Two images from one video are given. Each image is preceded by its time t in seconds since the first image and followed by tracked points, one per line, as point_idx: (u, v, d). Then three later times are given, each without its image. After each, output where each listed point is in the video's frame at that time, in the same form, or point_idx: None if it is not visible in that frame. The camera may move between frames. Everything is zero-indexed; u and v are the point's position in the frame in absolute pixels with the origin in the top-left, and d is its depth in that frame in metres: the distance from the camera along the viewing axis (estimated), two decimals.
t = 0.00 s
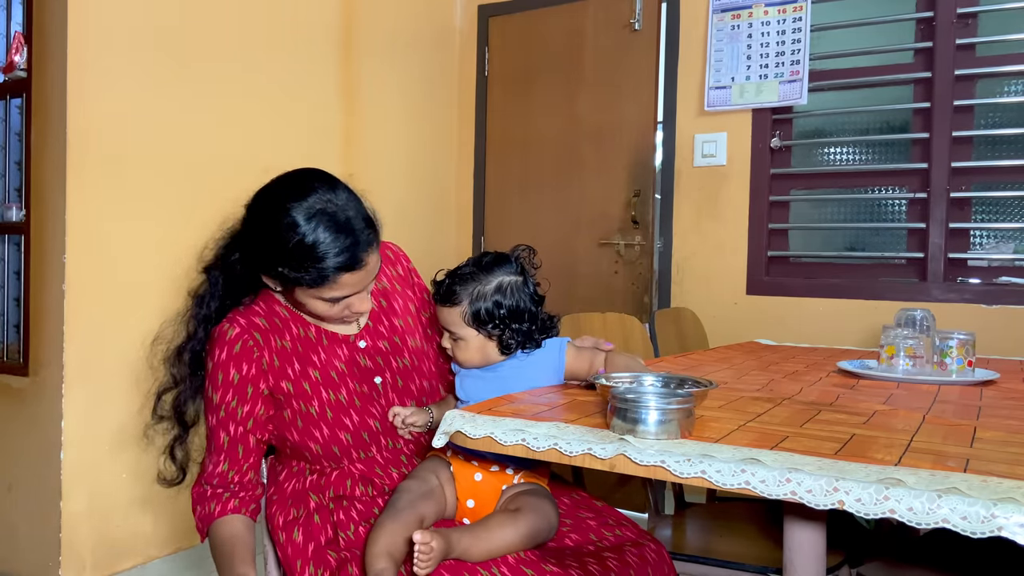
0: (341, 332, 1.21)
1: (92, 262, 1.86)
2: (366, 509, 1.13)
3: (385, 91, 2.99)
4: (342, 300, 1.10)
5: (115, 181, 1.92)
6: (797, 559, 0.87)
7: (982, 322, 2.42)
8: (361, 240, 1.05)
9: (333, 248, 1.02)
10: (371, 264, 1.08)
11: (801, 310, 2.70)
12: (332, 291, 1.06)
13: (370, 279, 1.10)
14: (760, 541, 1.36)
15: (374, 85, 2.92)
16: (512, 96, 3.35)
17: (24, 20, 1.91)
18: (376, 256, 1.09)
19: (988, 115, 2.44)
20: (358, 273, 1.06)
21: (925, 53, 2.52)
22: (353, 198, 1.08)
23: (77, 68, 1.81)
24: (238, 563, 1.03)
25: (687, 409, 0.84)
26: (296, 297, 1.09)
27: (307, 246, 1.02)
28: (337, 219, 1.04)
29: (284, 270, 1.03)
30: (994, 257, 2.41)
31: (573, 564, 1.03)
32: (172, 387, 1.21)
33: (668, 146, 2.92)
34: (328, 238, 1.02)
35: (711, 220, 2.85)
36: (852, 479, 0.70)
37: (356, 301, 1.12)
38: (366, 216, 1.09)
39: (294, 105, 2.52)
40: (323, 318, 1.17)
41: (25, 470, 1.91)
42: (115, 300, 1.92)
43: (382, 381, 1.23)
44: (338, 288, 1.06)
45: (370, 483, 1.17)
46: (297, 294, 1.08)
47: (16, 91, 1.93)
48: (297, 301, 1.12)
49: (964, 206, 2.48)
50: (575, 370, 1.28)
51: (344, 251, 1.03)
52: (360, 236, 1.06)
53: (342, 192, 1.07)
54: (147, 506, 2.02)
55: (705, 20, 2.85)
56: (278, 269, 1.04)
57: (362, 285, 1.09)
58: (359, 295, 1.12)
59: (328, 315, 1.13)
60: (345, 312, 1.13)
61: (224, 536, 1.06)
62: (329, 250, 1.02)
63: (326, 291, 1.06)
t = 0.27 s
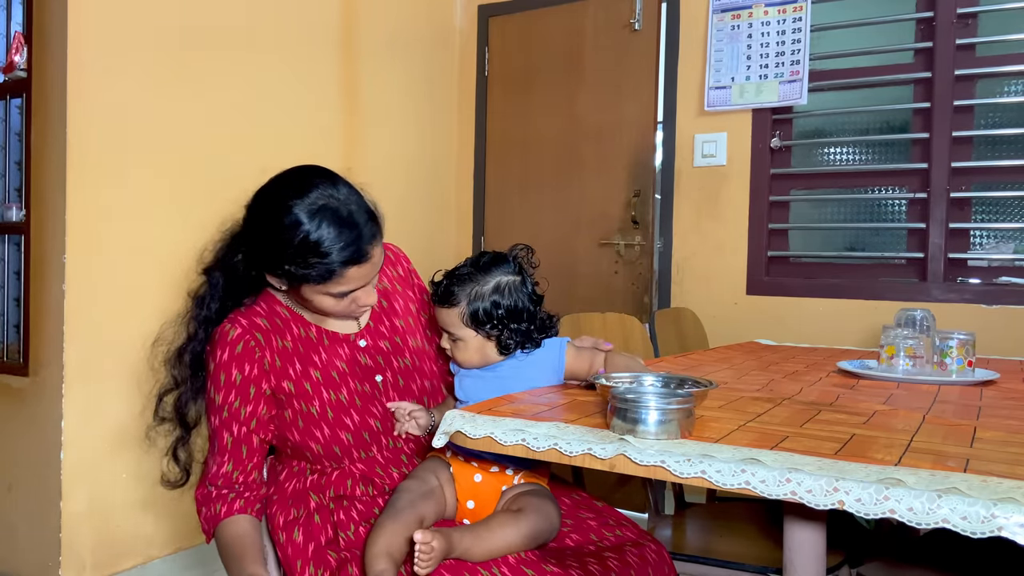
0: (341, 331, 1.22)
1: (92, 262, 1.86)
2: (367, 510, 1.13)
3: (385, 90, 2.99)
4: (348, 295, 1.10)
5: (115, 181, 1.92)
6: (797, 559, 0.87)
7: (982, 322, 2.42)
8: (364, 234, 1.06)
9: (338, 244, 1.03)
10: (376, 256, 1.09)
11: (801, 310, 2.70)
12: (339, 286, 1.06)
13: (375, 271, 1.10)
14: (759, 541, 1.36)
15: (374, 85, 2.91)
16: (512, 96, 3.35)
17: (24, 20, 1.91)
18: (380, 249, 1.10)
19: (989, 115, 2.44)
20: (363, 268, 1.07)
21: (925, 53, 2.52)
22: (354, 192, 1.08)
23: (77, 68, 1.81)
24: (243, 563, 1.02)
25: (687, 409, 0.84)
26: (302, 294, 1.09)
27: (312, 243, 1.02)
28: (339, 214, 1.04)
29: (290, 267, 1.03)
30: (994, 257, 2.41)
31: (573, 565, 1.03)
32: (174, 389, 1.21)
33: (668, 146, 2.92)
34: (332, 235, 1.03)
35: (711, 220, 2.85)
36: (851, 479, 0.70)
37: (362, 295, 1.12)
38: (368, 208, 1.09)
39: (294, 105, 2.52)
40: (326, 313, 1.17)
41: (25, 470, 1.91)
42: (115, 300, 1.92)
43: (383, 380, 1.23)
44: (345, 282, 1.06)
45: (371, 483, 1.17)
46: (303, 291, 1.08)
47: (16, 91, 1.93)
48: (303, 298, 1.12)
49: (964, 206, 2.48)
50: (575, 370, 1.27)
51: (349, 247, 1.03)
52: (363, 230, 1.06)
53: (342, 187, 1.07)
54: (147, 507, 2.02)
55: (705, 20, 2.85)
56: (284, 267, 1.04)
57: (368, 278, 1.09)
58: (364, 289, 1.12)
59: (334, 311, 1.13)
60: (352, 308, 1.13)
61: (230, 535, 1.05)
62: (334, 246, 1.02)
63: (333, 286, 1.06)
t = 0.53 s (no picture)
0: (343, 331, 1.22)
1: (92, 262, 1.86)
2: (367, 510, 1.13)
3: (385, 90, 2.99)
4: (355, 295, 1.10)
5: (115, 181, 1.91)
6: (797, 559, 0.87)
7: (982, 322, 2.42)
8: (368, 235, 1.06)
9: (343, 247, 1.03)
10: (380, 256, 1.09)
11: (801, 310, 2.70)
12: (346, 286, 1.07)
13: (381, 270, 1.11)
14: (759, 541, 1.36)
15: (374, 85, 2.91)
16: (512, 96, 3.35)
17: (24, 20, 1.91)
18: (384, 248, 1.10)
19: (988, 115, 2.44)
20: (369, 267, 1.07)
21: (925, 53, 2.52)
22: (353, 192, 1.08)
23: (77, 68, 1.81)
24: (244, 564, 1.02)
25: (687, 409, 0.84)
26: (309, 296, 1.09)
27: (318, 248, 1.02)
28: (342, 217, 1.04)
29: (297, 273, 1.03)
30: (994, 257, 2.41)
31: (574, 565, 1.03)
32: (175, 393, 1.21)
33: (668, 146, 2.92)
34: (337, 237, 1.03)
35: (711, 220, 2.85)
36: (851, 479, 0.70)
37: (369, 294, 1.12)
38: (369, 207, 1.09)
39: (294, 105, 2.52)
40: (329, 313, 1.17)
41: (25, 470, 1.91)
42: (115, 300, 1.92)
43: (383, 380, 1.23)
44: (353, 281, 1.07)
45: (371, 482, 1.17)
46: (311, 294, 1.08)
47: (16, 91, 1.93)
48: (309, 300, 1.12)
49: (964, 206, 2.48)
50: (575, 370, 1.27)
51: (355, 249, 1.04)
52: (366, 231, 1.06)
53: (342, 188, 1.07)
54: (146, 507, 2.02)
55: (705, 20, 2.85)
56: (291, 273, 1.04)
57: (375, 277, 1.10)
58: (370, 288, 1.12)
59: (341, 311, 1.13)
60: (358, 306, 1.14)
61: (230, 536, 1.05)
62: (340, 249, 1.03)
63: (341, 288, 1.06)
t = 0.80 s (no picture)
0: (344, 331, 1.22)
1: (92, 262, 1.86)
2: (367, 510, 1.13)
3: (385, 90, 2.99)
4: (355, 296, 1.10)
5: (115, 181, 1.91)
6: (797, 559, 0.87)
7: (982, 322, 2.42)
8: (367, 236, 1.06)
9: (342, 248, 1.03)
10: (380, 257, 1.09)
11: (801, 310, 2.70)
12: (346, 288, 1.07)
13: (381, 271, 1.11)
14: (759, 541, 1.36)
15: (373, 85, 2.91)
16: (512, 96, 3.34)
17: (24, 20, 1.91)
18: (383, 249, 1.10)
19: (988, 115, 2.44)
20: (368, 268, 1.07)
21: (925, 53, 2.52)
22: (353, 193, 1.08)
23: (77, 68, 1.81)
24: (243, 564, 1.02)
25: (687, 409, 0.84)
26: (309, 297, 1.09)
27: (317, 249, 1.02)
28: (341, 218, 1.04)
29: (296, 273, 1.03)
30: (994, 257, 2.41)
31: (574, 565, 1.03)
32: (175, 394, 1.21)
33: (668, 146, 2.92)
34: (337, 238, 1.03)
35: (711, 220, 2.85)
36: (851, 479, 0.70)
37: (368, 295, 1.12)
38: (368, 208, 1.09)
39: (294, 105, 2.52)
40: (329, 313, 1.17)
41: (25, 470, 1.91)
42: (115, 300, 1.92)
43: (383, 381, 1.23)
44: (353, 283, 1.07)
45: (371, 482, 1.17)
46: (310, 295, 1.08)
47: (16, 91, 1.93)
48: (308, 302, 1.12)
49: (964, 206, 2.48)
50: (574, 370, 1.27)
51: (354, 250, 1.04)
52: (366, 232, 1.06)
53: (341, 189, 1.07)
54: (146, 507, 2.02)
55: (705, 20, 2.85)
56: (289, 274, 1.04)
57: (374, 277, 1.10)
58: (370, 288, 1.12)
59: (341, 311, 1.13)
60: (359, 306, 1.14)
61: (230, 536, 1.05)
62: (339, 250, 1.03)
63: (340, 288, 1.06)
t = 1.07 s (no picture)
0: (344, 330, 1.22)
1: (92, 261, 1.86)
2: (368, 510, 1.13)
3: (385, 90, 2.99)
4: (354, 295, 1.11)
5: (115, 181, 1.91)
6: (798, 559, 0.87)
7: (981, 322, 2.42)
8: (365, 235, 1.06)
9: (339, 246, 1.03)
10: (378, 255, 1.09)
11: (801, 310, 2.70)
12: (344, 286, 1.07)
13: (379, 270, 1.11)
14: (759, 542, 1.36)
15: (373, 85, 2.91)
16: (512, 96, 3.34)
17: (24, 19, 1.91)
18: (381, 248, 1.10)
19: (988, 115, 2.44)
20: (366, 268, 1.07)
21: (925, 53, 2.52)
22: (350, 193, 1.08)
23: (77, 68, 1.81)
24: (243, 564, 1.02)
25: (687, 409, 0.84)
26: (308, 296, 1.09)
27: (314, 247, 1.02)
28: (338, 217, 1.04)
29: (293, 272, 1.03)
30: (994, 257, 2.41)
31: (574, 565, 1.03)
32: (175, 394, 1.21)
33: (668, 147, 2.92)
34: (334, 237, 1.03)
35: (711, 220, 2.85)
36: (851, 479, 0.70)
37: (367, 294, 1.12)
38: (365, 208, 1.09)
39: (294, 104, 2.52)
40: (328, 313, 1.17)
41: (25, 470, 1.91)
42: (116, 299, 1.92)
43: (383, 380, 1.23)
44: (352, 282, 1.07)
45: (371, 482, 1.17)
46: (308, 294, 1.08)
47: (16, 91, 1.93)
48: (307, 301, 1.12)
49: (964, 206, 2.48)
50: (574, 371, 1.27)
51: (351, 249, 1.04)
52: (363, 231, 1.06)
53: (339, 188, 1.07)
54: (146, 507, 2.02)
55: (705, 20, 2.85)
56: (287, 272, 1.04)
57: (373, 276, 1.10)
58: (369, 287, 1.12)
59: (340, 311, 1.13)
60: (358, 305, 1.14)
61: (230, 536, 1.05)
62: (336, 248, 1.03)
63: (338, 287, 1.06)
